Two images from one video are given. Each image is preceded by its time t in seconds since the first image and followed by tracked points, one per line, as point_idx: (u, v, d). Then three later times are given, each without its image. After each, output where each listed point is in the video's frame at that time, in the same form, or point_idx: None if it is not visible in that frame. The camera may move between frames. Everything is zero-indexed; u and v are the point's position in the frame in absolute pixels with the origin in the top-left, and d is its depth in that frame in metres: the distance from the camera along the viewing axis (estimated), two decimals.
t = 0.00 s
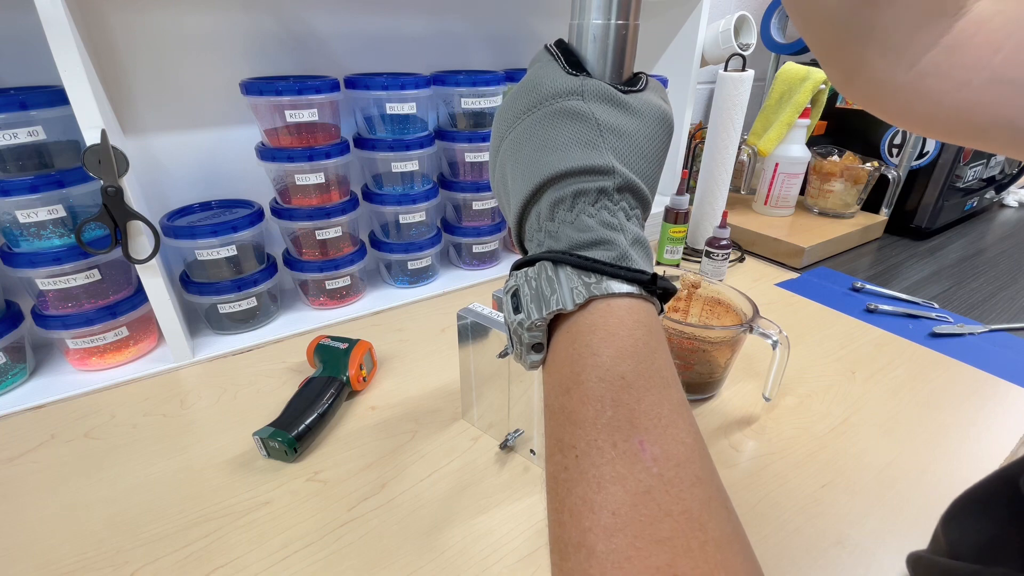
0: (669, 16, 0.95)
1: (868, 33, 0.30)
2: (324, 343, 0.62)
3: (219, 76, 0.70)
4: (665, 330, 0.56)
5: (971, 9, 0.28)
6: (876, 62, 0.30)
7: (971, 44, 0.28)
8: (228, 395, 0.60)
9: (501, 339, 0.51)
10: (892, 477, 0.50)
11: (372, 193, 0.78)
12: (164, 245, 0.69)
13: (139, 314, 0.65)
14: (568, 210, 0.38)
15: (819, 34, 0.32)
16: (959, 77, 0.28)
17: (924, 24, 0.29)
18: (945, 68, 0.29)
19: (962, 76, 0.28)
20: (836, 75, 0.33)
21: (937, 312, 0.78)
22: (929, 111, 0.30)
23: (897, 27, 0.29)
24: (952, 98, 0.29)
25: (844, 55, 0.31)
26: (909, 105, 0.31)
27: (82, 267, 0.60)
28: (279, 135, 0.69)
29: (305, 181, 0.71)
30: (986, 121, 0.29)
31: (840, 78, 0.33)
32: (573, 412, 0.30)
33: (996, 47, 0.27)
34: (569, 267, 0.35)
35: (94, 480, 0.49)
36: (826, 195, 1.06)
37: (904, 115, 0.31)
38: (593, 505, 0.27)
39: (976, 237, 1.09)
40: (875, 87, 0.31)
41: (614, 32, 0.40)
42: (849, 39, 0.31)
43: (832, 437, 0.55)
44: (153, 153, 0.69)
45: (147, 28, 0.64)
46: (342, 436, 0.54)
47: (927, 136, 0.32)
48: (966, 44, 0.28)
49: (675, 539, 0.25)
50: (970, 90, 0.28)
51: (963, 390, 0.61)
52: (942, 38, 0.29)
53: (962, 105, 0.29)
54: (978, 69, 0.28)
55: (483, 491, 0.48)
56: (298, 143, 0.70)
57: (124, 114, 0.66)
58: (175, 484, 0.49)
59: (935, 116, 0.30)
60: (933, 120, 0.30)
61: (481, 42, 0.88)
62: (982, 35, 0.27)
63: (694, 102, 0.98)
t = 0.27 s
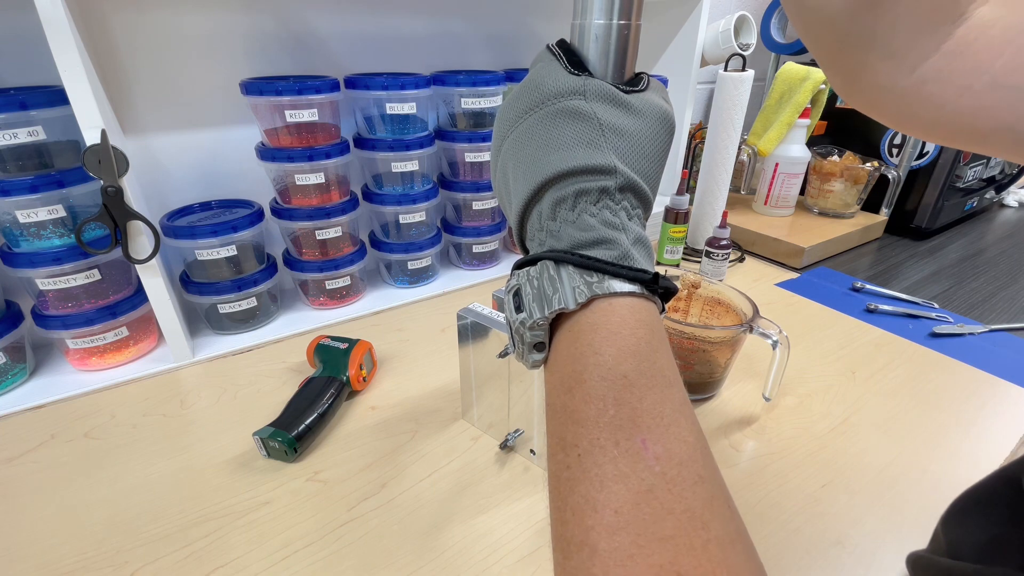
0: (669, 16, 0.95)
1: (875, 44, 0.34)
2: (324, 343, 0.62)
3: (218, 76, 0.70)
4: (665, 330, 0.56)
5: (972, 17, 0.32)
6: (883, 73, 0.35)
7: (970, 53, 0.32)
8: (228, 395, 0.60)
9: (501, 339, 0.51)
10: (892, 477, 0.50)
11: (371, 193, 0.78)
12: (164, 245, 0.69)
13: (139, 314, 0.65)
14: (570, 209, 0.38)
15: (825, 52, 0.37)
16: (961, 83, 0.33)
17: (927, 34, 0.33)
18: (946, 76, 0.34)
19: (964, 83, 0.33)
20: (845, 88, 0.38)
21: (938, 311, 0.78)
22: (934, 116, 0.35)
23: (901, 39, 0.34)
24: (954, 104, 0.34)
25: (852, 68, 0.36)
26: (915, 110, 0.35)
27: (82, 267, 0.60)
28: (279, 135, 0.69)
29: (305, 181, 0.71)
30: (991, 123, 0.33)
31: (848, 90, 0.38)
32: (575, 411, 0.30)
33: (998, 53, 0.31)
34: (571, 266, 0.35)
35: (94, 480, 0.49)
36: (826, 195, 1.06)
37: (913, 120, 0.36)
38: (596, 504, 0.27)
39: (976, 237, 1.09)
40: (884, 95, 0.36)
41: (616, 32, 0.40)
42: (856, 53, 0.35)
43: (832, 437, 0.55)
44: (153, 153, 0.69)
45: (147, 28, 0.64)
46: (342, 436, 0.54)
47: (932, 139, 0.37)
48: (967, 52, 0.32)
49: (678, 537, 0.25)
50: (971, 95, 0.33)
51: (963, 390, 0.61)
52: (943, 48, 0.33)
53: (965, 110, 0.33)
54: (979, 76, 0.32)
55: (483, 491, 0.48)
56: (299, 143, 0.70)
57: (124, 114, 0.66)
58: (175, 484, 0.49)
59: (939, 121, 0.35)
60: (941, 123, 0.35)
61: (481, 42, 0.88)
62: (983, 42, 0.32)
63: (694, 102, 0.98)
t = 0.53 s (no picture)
0: (669, 16, 0.95)
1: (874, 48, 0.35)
2: (324, 343, 0.62)
3: (218, 76, 0.70)
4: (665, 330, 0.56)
5: (972, 21, 0.32)
6: (882, 77, 0.35)
7: (969, 58, 0.32)
8: (228, 395, 0.60)
9: (501, 339, 0.51)
10: (892, 477, 0.50)
11: (372, 193, 0.78)
12: (164, 245, 0.69)
13: (139, 314, 0.65)
14: (570, 209, 0.38)
15: (823, 56, 0.37)
16: (961, 88, 0.33)
17: (927, 38, 0.33)
18: (945, 81, 0.34)
19: (963, 87, 0.33)
20: (844, 92, 0.38)
21: (938, 311, 0.78)
22: (932, 121, 0.35)
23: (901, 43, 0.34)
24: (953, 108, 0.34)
25: (853, 72, 0.36)
26: (914, 114, 0.35)
27: (82, 267, 0.60)
28: (279, 135, 0.69)
29: (305, 181, 0.71)
30: (989, 128, 0.33)
31: (848, 94, 0.38)
32: (576, 411, 0.30)
33: (997, 58, 0.32)
34: (571, 267, 0.35)
35: (94, 480, 0.49)
36: (826, 195, 1.06)
37: (911, 125, 0.36)
38: (597, 504, 0.27)
39: (976, 237, 1.09)
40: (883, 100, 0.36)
41: (617, 32, 0.40)
42: (856, 57, 0.35)
43: (832, 437, 0.55)
44: (153, 153, 0.69)
45: (147, 28, 0.64)
46: (342, 436, 0.54)
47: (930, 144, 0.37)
48: (966, 56, 0.32)
49: (678, 537, 0.25)
50: (970, 100, 0.33)
51: (963, 390, 0.61)
52: (942, 52, 0.33)
53: (964, 113, 0.33)
54: (978, 81, 0.32)
55: (483, 491, 0.48)
56: (299, 143, 0.70)
57: (124, 114, 0.66)
58: (175, 484, 0.49)
59: (938, 126, 0.35)
60: (939, 129, 0.35)
61: (481, 42, 0.88)
62: (982, 47, 0.32)
63: (694, 102, 0.98)
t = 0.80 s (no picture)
0: (669, 16, 0.95)
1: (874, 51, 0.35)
2: (324, 343, 0.62)
3: (218, 76, 0.70)
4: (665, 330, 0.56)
5: (973, 23, 0.32)
6: (882, 79, 0.36)
7: (969, 60, 0.32)
8: (228, 395, 0.60)
9: (501, 340, 0.51)
10: (892, 477, 0.50)
11: (372, 193, 0.78)
12: (164, 245, 0.69)
13: (139, 314, 0.65)
14: (571, 210, 0.38)
15: (823, 59, 0.37)
16: (961, 90, 0.33)
17: (927, 40, 0.34)
18: (945, 83, 0.34)
19: (963, 90, 0.33)
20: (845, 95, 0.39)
21: (938, 311, 0.78)
22: (933, 123, 0.35)
23: (901, 45, 0.34)
24: (953, 110, 0.34)
25: (853, 75, 0.37)
26: (914, 116, 0.36)
27: (82, 267, 0.60)
28: (279, 135, 0.69)
29: (305, 181, 0.71)
30: (990, 130, 0.33)
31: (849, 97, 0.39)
32: (576, 411, 0.30)
33: (997, 60, 0.32)
34: (572, 267, 0.35)
35: (94, 480, 0.49)
36: (826, 195, 1.06)
37: (912, 127, 0.36)
38: (597, 505, 0.27)
39: (976, 237, 1.09)
40: (884, 103, 0.36)
41: (617, 32, 0.40)
42: (856, 59, 0.35)
43: (832, 437, 0.55)
44: (153, 153, 0.69)
45: (147, 29, 0.64)
46: (342, 436, 0.54)
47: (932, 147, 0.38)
48: (966, 58, 0.33)
49: (679, 538, 0.25)
50: (971, 101, 0.33)
51: (963, 390, 0.61)
52: (942, 55, 0.34)
53: (964, 115, 0.33)
54: (978, 84, 0.33)
55: (483, 491, 0.48)
56: (299, 143, 0.70)
57: (124, 114, 0.66)
58: (175, 484, 0.49)
59: (938, 128, 0.35)
60: (940, 131, 0.35)
61: (480, 42, 0.88)
62: (983, 49, 0.32)
63: (694, 102, 0.98)
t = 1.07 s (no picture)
0: (669, 16, 0.95)
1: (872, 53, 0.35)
2: (324, 343, 0.62)
3: (218, 76, 0.70)
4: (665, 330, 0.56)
5: (971, 24, 0.32)
6: (882, 80, 0.35)
7: (969, 61, 0.32)
8: (228, 395, 0.60)
9: (501, 340, 0.51)
10: (892, 477, 0.50)
11: (372, 193, 0.78)
12: (164, 245, 0.69)
13: (139, 314, 0.65)
14: (570, 210, 0.38)
15: (822, 60, 0.37)
16: (961, 91, 0.33)
17: (926, 42, 0.33)
18: (945, 84, 0.34)
19: (963, 91, 0.33)
20: (843, 94, 0.39)
21: (938, 311, 0.78)
22: (933, 124, 0.35)
23: (899, 48, 0.34)
24: (953, 111, 0.34)
25: (852, 75, 0.36)
26: (914, 117, 0.36)
27: (82, 267, 0.60)
28: (279, 135, 0.69)
29: (305, 181, 0.71)
30: (989, 131, 0.33)
31: (847, 98, 0.39)
32: (576, 412, 0.30)
33: (997, 60, 0.32)
34: (571, 267, 0.35)
35: (94, 480, 0.49)
36: (826, 195, 1.06)
37: (912, 127, 0.37)
38: (597, 505, 0.27)
39: (976, 237, 1.09)
40: (883, 104, 0.36)
41: (616, 32, 0.40)
42: (855, 61, 0.35)
43: (832, 437, 0.55)
44: (153, 153, 0.69)
45: (147, 29, 0.64)
46: (342, 436, 0.54)
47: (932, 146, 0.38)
48: (965, 60, 0.32)
49: (678, 538, 0.25)
50: (971, 103, 0.33)
51: (963, 390, 0.61)
52: (942, 55, 0.33)
53: (965, 116, 0.34)
54: (978, 85, 0.33)
55: (483, 490, 0.48)
56: (299, 143, 0.70)
57: (124, 114, 0.66)
58: (176, 484, 0.49)
59: (939, 128, 0.35)
60: (940, 131, 0.35)
61: (481, 42, 0.88)
62: (982, 50, 0.32)
63: (694, 102, 0.98)
